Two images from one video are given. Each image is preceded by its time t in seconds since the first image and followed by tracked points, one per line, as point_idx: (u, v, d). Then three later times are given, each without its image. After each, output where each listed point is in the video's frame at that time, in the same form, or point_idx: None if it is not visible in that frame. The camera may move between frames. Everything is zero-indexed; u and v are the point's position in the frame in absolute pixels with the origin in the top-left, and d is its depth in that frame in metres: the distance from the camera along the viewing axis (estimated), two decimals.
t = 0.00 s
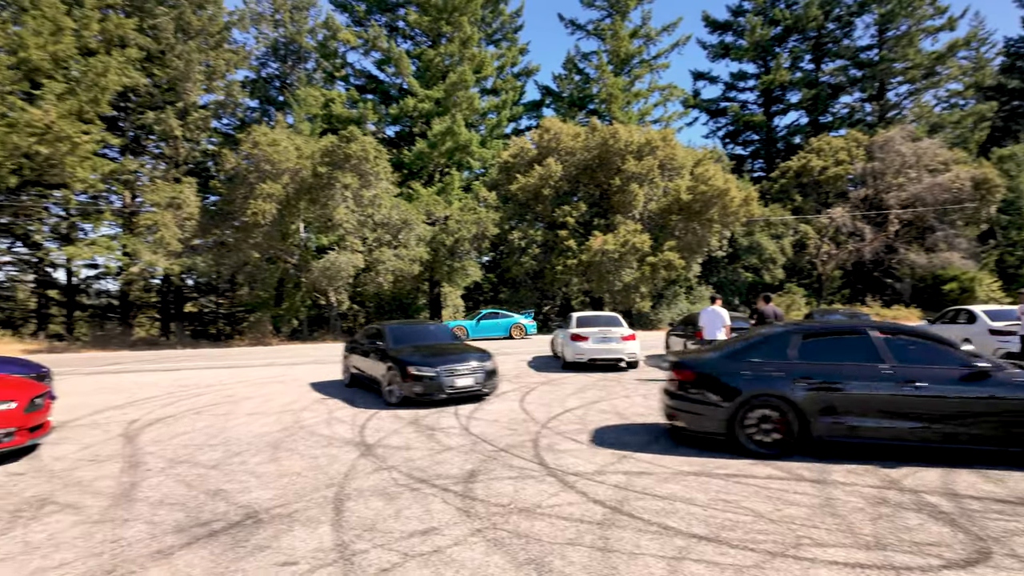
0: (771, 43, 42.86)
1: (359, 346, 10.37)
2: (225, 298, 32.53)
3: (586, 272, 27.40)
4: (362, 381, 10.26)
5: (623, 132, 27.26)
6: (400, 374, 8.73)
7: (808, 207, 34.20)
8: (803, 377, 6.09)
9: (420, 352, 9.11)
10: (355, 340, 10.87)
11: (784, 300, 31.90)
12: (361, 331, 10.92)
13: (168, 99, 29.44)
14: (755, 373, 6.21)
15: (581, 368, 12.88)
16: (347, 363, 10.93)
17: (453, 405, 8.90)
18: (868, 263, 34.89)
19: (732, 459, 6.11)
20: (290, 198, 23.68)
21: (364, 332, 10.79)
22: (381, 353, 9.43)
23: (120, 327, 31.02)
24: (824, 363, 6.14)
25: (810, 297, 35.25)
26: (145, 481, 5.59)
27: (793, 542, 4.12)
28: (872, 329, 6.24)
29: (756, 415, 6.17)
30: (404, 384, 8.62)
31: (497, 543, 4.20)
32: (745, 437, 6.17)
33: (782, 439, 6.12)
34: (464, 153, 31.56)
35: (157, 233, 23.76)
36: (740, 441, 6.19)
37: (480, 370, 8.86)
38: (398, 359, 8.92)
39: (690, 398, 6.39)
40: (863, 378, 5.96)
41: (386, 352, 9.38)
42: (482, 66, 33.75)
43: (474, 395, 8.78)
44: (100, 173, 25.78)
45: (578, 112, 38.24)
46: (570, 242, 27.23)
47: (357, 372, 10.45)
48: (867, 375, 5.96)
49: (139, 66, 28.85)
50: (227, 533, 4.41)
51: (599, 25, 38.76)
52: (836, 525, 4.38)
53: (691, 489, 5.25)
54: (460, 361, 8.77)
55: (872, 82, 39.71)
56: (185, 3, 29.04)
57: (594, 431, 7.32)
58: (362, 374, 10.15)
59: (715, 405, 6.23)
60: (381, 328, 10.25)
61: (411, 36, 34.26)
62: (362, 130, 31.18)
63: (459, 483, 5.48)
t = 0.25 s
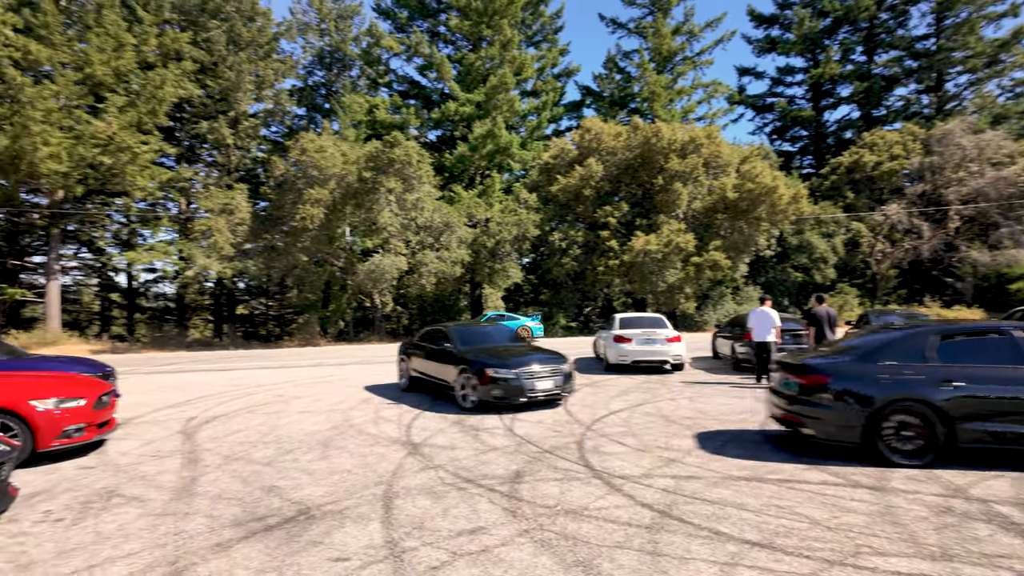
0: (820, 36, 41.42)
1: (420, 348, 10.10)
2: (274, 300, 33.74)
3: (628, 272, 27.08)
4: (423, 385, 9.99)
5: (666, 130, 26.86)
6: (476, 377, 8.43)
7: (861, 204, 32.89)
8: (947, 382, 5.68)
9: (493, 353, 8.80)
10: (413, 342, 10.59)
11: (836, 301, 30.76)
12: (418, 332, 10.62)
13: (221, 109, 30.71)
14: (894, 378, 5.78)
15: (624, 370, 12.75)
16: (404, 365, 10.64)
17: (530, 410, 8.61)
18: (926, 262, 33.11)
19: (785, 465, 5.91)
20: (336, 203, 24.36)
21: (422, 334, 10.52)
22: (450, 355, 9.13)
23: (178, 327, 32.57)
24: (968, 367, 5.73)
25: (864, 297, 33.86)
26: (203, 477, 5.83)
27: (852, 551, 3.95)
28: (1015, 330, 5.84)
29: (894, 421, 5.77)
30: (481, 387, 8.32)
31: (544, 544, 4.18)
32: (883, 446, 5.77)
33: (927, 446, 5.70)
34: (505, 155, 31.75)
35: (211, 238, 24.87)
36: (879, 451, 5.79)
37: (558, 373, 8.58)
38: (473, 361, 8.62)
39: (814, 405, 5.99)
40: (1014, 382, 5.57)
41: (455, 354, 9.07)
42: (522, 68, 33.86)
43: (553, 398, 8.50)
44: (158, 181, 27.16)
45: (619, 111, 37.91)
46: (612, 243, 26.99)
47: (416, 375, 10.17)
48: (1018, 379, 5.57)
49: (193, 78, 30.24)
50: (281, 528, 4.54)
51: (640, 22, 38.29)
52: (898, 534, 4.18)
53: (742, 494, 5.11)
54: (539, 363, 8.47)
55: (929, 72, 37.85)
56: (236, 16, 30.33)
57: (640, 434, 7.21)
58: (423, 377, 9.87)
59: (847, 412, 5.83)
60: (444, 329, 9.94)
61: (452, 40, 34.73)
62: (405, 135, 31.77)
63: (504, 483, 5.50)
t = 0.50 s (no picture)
0: (864, 27, 40.02)
1: (473, 350, 9.72)
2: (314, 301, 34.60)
3: (664, 272, 26.72)
4: (476, 388, 9.61)
5: (702, 127, 26.36)
6: (545, 379, 8.03)
7: (909, 200, 31.64)
8: None
9: (559, 355, 8.40)
10: (463, 343, 10.20)
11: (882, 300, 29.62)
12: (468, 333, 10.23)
13: (262, 115, 31.62)
14: None
15: (661, 371, 12.57)
16: (453, 367, 10.27)
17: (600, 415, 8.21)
18: (978, 261, 31.27)
19: (830, 469, 5.72)
20: (372, 205, 24.79)
21: (473, 335, 10.11)
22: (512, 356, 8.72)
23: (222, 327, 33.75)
24: None
25: (913, 296, 32.52)
26: (247, 473, 6.01)
27: (903, 559, 3.79)
28: None
29: None
30: (551, 391, 7.92)
31: (582, 546, 4.16)
32: None
33: None
34: (539, 155, 31.73)
35: (254, 240, 25.70)
36: None
37: (631, 376, 8.18)
38: (539, 364, 8.22)
39: (943, 410, 5.61)
40: None
41: (518, 356, 8.66)
42: (556, 68, 33.79)
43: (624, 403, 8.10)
44: (203, 186, 28.23)
45: (654, 109, 37.45)
46: (647, 242, 26.65)
47: (468, 378, 9.79)
48: None
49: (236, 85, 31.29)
50: (323, 525, 4.64)
51: (675, 18, 37.72)
52: (952, 542, 4.00)
53: (785, 498, 4.96)
54: (610, 366, 8.06)
55: (982, 62, 36.11)
56: (275, 24, 31.31)
57: (678, 437, 7.09)
58: (477, 380, 9.48)
59: (985, 417, 5.43)
60: (500, 330, 9.53)
61: (486, 42, 34.92)
62: (439, 137, 32.10)
63: (541, 484, 5.49)
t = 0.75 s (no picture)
0: (903, 20, 38.81)
1: (521, 353, 9.40)
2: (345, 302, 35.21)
3: (695, 272, 26.35)
4: (524, 392, 9.27)
5: (734, 124, 25.93)
6: (609, 384, 7.68)
7: (951, 197, 30.54)
8: None
9: (621, 359, 8.04)
10: (508, 346, 9.87)
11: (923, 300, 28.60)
12: (513, 335, 9.91)
13: (295, 120, 32.32)
14: None
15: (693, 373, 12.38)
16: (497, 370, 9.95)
17: (665, 422, 7.85)
18: None
19: (870, 475, 5.54)
20: (402, 208, 25.14)
21: (520, 337, 9.79)
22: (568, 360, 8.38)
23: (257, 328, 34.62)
24: None
25: (956, 297, 31.32)
26: (282, 472, 6.15)
27: (948, 568, 3.65)
28: None
29: None
30: (616, 396, 7.57)
31: (614, 549, 4.12)
32: None
33: None
34: (567, 156, 31.63)
35: (287, 243, 26.31)
36: None
37: (698, 381, 7.81)
38: (602, 368, 7.87)
39: None
40: None
41: (575, 360, 8.32)
42: (584, 68, 33.65)
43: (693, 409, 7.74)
44: (238, 190, 29.06)
45: (684, 107, 36.95)
46: (677, 242, 26.34)
47: (514, 382, 9.46)
48: None
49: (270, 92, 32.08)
50: (356, 524, 4.71)
51: (706, 15, 37.15)
52: (1002, 552, 3.83)
53: (823, 504, 4.83)
54: (678, 370, 7.70)
55: None
56: (307, 31, 32.07)
57: (710, 440, 6.97)
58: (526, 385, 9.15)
59: None
60: (551, 332, 9.20)
61: (514, 44, 35.01)
62: (468, 140, 32.29)
63: (571, 486, 5.47)
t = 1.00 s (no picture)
0: (933, 13, 37.84)
1: (566, 356, 9.09)
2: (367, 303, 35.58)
3: (719, 272, 26.05)
4: (569, 396, 8.95)
5: (758, 122, 25.54)
6: (670, 389, 7.34)
7: (984, 194, 29.65)
8: None
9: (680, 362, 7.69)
10: (549, 349, 9.58)
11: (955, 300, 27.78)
12: (555, 338, 9.60)
13: (318, 123, 32.75)
14: None
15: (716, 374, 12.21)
16: (537, 374, 9.64)
17: (727, 428, 7.51)
18: None
19: (901, 479, 5.40)
20: (423, 209, 25.31)
21: (562, 340, 9.49)
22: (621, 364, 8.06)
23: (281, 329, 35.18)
24: None
25: (990, 297, 30.38)
26: (306, 471, 6.23)
27: None
28: None
29: None
30: (678, 402, 7.23)
31: (636, 552, 4.08)
32: None
33: None
34: (587, 156, 31.47)
35: (311, 245, 26.69)
36: None
37: (762, 385, 7.45)
38: (661, 372, 7.52)
39: None
40: None
41: (629, 364, 8.00)
42: (605, 67, 33.47)
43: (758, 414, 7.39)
44: (263, 193, 29.58)
45: (707, 106, 36.54)
46: (700, 242, 26.05)
47: (558, 386, 9.15)
48: None
49: (293, 96, 32.61)
50: (378, 523, 4.75)
51: (729, 13, 36.66)
52: None
53: (851, 508, 4.72)
54: (743, 374, 7.35)
55: None
56: (330, 35, 32.57)
57: (735, 442, 6.86)
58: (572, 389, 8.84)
59: None
60: (597, 335, 8.88)
61: (535, 44, 34.99)
62: (488, 141, 32.36)
63: (593, 488, 5.44)
